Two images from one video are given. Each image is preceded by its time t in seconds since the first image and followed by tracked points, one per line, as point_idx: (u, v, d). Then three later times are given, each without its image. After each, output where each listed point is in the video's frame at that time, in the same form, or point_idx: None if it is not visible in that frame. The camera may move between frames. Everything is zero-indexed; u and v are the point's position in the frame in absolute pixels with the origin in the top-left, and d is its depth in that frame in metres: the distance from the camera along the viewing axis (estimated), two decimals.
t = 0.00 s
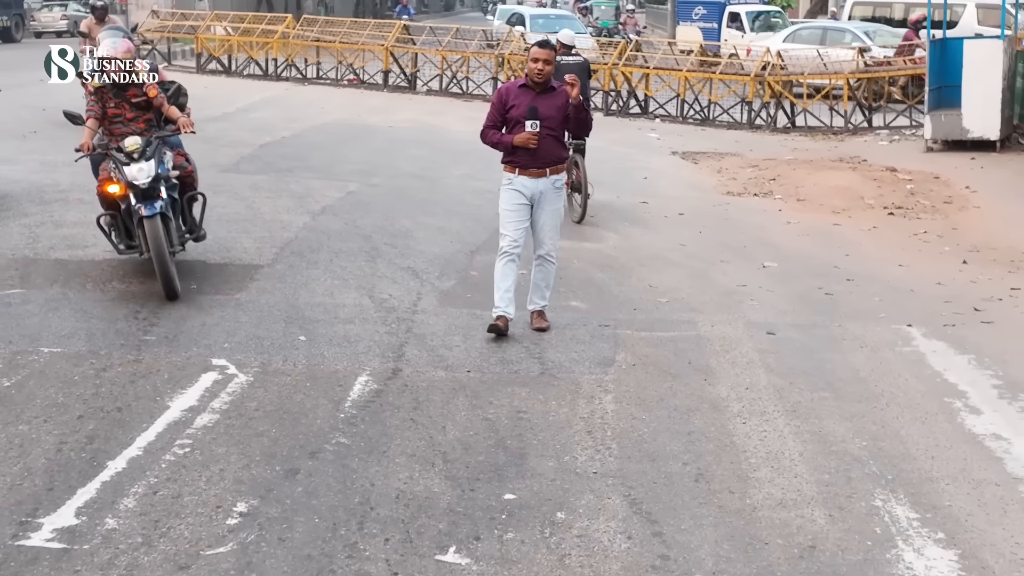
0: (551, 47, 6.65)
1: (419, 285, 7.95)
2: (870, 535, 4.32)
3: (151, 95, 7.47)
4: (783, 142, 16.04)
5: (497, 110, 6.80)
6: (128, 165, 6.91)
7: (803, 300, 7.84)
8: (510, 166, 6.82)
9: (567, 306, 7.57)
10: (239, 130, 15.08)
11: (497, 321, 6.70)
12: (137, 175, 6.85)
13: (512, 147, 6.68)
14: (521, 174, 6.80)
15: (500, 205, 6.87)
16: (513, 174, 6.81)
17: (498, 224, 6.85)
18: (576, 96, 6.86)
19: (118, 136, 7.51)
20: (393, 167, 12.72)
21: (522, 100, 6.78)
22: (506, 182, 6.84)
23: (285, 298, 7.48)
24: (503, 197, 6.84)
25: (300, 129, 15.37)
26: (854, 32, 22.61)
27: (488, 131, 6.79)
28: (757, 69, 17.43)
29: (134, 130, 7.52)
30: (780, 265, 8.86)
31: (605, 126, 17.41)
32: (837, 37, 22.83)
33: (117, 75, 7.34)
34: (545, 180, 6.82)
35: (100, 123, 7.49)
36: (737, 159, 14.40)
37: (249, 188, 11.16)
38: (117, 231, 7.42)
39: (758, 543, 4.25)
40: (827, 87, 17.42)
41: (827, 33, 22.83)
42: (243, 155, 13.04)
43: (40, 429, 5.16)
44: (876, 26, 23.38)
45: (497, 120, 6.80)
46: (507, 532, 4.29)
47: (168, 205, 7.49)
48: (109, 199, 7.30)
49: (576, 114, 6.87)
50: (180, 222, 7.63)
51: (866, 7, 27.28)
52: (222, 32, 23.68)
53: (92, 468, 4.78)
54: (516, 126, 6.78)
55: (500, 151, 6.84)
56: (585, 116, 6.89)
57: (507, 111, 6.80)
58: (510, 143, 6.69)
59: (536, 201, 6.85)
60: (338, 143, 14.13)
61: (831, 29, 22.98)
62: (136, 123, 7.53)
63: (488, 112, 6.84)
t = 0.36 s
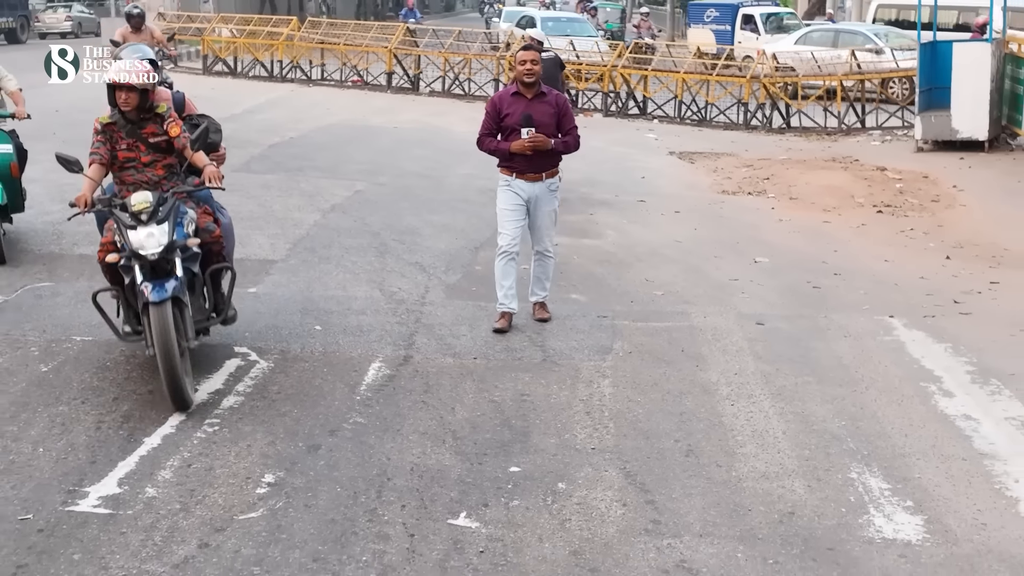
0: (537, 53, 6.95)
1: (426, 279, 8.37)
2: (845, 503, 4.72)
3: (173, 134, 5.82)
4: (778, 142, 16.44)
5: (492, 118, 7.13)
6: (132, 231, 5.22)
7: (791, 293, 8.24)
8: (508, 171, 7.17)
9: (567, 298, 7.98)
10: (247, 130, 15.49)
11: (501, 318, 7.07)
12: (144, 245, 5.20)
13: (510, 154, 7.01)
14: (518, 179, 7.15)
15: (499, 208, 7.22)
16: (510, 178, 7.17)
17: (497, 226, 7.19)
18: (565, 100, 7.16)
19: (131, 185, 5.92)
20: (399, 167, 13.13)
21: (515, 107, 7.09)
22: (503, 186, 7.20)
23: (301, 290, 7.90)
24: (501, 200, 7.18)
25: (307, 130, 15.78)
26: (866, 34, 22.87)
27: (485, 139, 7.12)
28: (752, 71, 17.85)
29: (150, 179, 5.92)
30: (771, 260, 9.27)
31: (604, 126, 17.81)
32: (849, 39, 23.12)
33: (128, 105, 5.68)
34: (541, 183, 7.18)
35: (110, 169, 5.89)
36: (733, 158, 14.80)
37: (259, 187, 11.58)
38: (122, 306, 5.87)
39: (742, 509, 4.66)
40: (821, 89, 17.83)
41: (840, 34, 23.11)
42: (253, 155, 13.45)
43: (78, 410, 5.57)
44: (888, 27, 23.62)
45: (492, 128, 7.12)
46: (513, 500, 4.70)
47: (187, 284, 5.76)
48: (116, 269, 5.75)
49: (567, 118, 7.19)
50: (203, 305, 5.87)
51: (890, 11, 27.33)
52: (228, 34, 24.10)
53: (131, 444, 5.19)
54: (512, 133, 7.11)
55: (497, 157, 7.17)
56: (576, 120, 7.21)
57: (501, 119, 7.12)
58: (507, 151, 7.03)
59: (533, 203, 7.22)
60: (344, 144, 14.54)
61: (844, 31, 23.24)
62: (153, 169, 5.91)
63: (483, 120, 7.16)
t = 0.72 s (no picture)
0: (523, 57, 7.28)
1: (431, 277, 8.77)
2: (822, 483, 5.12)
3: (166, 224, 4.03)
4: (773, 145, 16.83)
5: (481, 122, 7.44)
6: (88, 377, 3.39)
7: (779, 290, 8.64)
8: (498, 173, 7.45)
9: (566, 295, 8.38)
10: (255, 133, 15.89)
11: (502, 316, 7.45)
12: (110, 400, 3.36)
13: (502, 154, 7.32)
14: (509, 180, 7.44)
15: (491, 210, 7.52)
16: (501, 180, 7.46)
17: (491, 228, 7.50)
18: (549, 102, 7.51)
19: (104, 293, 4.12)
20: (403, 169, 13.52)
21: (503, 110, 7.41)
22: (494, 188, 7.49)
23: (313, 288, 8.29)
24: (493, 203, 7.47)
25: (313, 133, 16.17)
26: (880, 37, 23.28)
27: (476, 141, 7.43)
28: (748, 74, 18.25)
29: (132, 285, 4.11)
30: (762, 259, 9.67)
31: (603, 128, 18.20)
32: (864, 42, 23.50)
33: (104, 181, 3.93)
34: (530, 183, 7.48)
35: (77, 270, 4.12)
36: (728, 160, 15.20)
37: (269, 189, 11.97)
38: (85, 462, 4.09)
39: (727, 489, 5.06)
40: (815, 92, 18.22)
41: (854, 37, 23.49)
42: (261, 158, 13.83)
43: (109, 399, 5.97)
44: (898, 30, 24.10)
45: (482, 130, 7.42)
46: (515, 480, 5.09)
47: (179, 444, 3.88)
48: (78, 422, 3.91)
49: (550, 119, 7.53)
50: (207, 469, 4.03)
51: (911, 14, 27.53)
52: (233, 38, 24.53)
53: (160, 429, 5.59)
54: (501, 135, 7.43)
55: (487, 159, 7.47)
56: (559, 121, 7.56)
57: (490, 121, 7.42)
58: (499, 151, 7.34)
59: (524, 205, 7.48)
60: (349, 146, 14.93)
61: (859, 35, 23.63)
62: (138, 272, 4.12)
63: (472, 123, 7.46)
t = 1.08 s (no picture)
0: (517, 78, 7.62)
1: (434, 284, 9.19)
2: (799, 479, 5.54)
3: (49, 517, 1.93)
4: (766, 151, 17.25)
5: (475, 141, 7.80)
6: None
7: (767, 296, 9.06)
8: (492, 189, 7.80)
9: (564, 301, 8.80)
10: (262, 140, 16.29)
11: (503, 322, 7.87)
12: None
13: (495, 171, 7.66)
14: (502, 196, 7.77)
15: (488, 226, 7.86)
16: (495, 197, 7.79)
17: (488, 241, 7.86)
18: (541, 122, 7.85)
19: None
20: (407, 176, 13.93)
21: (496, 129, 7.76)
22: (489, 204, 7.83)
23: (323, 295, 8.71)
24: (490, 218, 7.82)
25: (317, 140, 16.57)
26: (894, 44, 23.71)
27: (470, 159, 7.78)
28: (742, 82, 18.66)
29: None
30: (751, 266, 10.09)
31: (601, 135, 18.61)
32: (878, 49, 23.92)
33: None
34: (524, 198, 7.79)
35: None
36: (722, 167, 15.62)
37: (277, 196, 12.38)
38: None
39: (710, 483, 5.48)
40: (807, 100, 18.62)
41: (869, 44, 23.89)
42: (267, 165, 14.24)
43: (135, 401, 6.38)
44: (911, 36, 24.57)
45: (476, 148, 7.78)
46: (515, 476, 5.51)
47: None
48: None
49: (543, 139, 7.86)
50: None
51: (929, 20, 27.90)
52: (237, 44, 24.95)
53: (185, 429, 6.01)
54: (495, 153, 7.79)
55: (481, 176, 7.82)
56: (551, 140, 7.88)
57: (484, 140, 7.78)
58: (492, 168, 7.68)
59: (519, 219, 7.81)
60: (353, 153, 15.33)
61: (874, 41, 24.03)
62: None
63: (466, 143, 7.83)
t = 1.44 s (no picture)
0: (517, 107, 7.96)
1: (436, 295, 9.59)
2: (778, 485, 5.93)
3: None
4: (760, 160, 17.64)
5: (478, 166, 8.17)
6: None
7: (754, 307, 9.46)
8: (493, 212, 8.20)
9: (560, 313, 9.20)
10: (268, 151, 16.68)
11: (501, 335, 8.30)
12: None
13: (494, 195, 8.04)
14: (502, 218, 8.17)
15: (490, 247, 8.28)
16: (496, 218, 8.19)
17: (490, 261, 8.28)
18: (542, 148, 8.19)
19: None
20: (410, 187, 14.32)
21: (497, 155, 8.12)
22: (491, 226, 8.24)
23: (330, 307, 9.11)
24: (491, 240, 8.23)
25: (322, 150, 16.95)
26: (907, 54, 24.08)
27: (472, 183, 8.16)
28: (736, 92, 19.05)
29: None
30: (741, 276, 10.48)
31: (599, 144, 19.00)
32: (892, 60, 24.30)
33: None
34: (523, 220, 8.17)
35: None
36: (717, 176, 16.01)
37: (284, 208, 12.77)
38: None
39: (695, 489, 5.87)
40: (801, 110, 19.00)
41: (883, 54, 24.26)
42: (273, 176, 14.63)
43: (155, 410, 6.78)
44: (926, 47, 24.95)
45: (478, 173, 8.15)
46: (514, 482, 5.91)
47: None
48: None
49: (543, 164, 8.20)
50: None
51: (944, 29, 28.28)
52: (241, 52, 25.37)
53: (203, 437, 6.40)
54: (496, 178, 8.15)
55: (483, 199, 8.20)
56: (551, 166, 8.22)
57: (486, 165, 8.15)
58: (491, 193, 8.06)
59: (518, 240, 8.21)
60: (356, 164, 15.72)
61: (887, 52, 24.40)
62: None
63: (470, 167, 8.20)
